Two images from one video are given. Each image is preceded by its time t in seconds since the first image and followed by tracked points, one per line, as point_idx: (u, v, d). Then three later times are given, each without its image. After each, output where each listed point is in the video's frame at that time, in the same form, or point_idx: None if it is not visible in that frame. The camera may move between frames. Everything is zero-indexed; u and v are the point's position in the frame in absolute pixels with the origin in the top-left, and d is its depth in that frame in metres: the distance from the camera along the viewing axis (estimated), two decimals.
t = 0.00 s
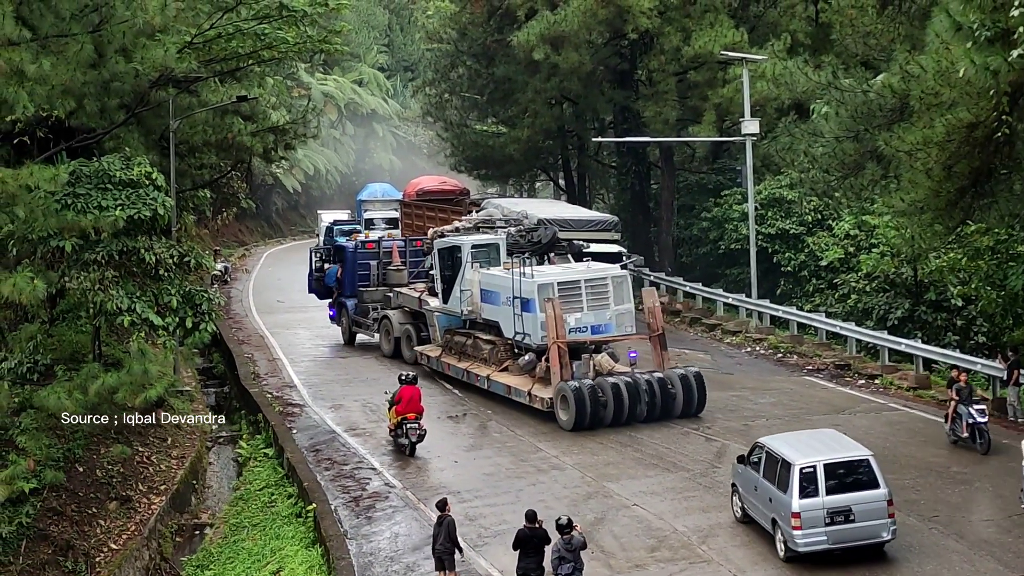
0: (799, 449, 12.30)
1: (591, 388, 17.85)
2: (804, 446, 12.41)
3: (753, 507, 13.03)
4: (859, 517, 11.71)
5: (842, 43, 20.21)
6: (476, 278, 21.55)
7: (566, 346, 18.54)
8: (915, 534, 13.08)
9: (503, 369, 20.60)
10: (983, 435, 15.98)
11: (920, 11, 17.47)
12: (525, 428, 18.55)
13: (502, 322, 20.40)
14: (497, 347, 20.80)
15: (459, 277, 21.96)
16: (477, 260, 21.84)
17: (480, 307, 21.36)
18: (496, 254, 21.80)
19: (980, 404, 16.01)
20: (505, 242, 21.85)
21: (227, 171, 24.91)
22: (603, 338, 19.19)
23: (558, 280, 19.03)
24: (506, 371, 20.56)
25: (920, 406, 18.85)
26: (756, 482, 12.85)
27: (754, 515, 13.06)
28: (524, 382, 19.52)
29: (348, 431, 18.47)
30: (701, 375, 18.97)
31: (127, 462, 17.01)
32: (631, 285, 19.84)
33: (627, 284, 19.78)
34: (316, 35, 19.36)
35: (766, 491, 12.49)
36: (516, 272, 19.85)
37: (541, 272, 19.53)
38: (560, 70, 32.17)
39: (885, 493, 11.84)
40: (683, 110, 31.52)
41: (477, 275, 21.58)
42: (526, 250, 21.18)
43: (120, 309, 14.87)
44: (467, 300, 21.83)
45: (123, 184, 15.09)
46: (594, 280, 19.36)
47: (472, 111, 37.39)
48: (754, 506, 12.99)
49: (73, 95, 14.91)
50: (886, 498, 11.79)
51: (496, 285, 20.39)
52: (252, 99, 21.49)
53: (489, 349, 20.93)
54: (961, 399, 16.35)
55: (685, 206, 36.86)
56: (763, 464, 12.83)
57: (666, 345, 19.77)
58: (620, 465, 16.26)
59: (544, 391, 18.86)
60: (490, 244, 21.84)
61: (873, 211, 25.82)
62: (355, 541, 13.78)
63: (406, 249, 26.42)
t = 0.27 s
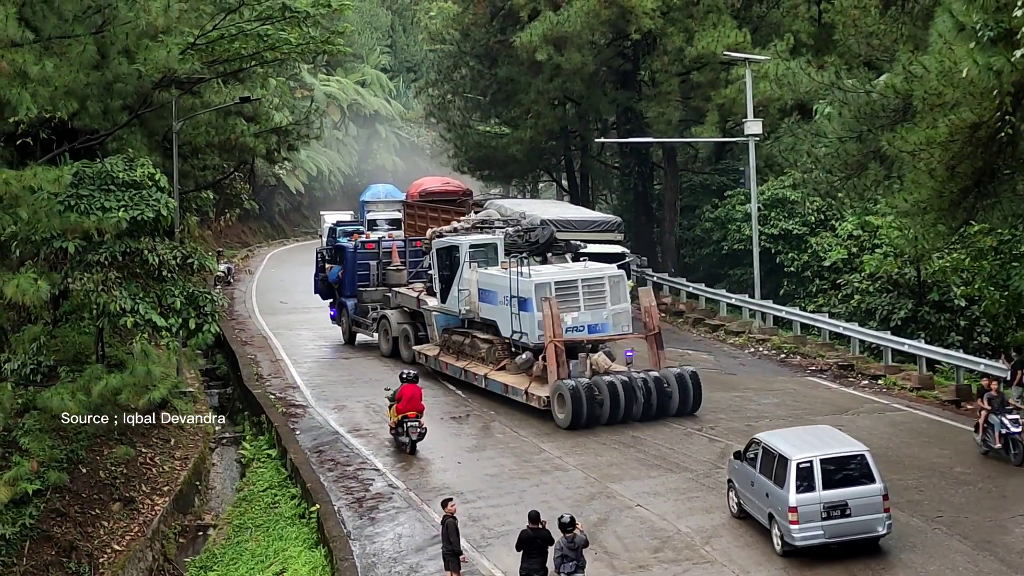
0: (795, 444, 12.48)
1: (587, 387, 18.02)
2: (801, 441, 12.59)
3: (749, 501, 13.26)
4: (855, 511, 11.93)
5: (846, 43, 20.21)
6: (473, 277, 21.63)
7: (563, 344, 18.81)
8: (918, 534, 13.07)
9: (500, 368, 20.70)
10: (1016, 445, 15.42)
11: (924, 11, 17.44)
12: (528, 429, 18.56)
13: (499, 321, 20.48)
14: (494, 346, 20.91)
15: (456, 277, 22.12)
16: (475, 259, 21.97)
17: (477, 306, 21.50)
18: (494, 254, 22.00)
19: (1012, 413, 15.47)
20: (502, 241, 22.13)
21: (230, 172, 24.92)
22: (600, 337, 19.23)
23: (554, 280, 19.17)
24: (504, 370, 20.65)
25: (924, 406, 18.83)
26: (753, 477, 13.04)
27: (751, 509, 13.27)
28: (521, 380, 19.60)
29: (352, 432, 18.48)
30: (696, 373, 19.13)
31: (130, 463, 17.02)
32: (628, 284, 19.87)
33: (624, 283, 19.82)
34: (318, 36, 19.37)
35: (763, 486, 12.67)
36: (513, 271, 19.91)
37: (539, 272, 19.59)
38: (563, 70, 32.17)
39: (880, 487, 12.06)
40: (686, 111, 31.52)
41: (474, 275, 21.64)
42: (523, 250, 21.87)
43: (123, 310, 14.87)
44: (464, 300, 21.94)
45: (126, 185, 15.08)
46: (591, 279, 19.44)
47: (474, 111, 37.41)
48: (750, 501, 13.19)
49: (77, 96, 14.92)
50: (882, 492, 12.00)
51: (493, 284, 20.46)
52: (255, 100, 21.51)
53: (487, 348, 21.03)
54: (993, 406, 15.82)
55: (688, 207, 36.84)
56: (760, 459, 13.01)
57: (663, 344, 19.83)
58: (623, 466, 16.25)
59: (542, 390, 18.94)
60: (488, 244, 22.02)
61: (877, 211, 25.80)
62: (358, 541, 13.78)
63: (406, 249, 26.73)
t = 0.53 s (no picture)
0: (791, 441, 12.61)
1: (583, 386, 18.16)
2: (797, 439, 12.72)
3: (745, 499, 13.39)
4: (851, 507, 12.03)
5: (848, 44, 20.21)
6: (470, 277, 21.84)
7: (560, 345, 18.89)
8: (921, 535, 13.06)
9: (497, 368, 20.92)
10: None
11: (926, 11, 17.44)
12: (530, 430, 18.56)
13: (496, 322, 20.72)
14: (492, 346, 21.14)
15: (454, 277, 22.34)
16: (472, 260, 22.25)
17: (475, 306, 21.69)
18: (491, 254, 22.31)
19: None
20: (499, 241, 22.44)
21: (233, 174, 24.92)
22: (596, 337, 19.44)
23: (551, 280, 19.34)
24: (500, 369, 20.89)
25: (926, 407, 18.83)
26: (749, 474, 13.19)
27: (748, 508, 13.38)
28: (517, 380, 19.85)
29: (354, 434, 18.48)
30: (692, 373, 19.29)
31: (132, 465, 17.02)
32: (623, 284, 20.06)
33: (620, 283, 19.99)
34: (320, 37, 19.39)
35: (760, 482, 12.81)
36: (510, 271, 20.14)
37: (535, 272, 19.77)
38: (565, 71, 32.17)
39: (876, 484, 12.17)
40: (688, 112, 31.56)
41: (471, 275, 21.91)
42: (520, 250, 22.06)
43: (126, 312, 14.88)
44: (462, 299, 22.17)
45: (129, 187, 15.10)
46: (587, 280, 19.61)
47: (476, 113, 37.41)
48: (747, 498, 13.34)
49: (79, 98, 14.92)
50: (877, 488, 12.11)
51: (490, 284, 20.70)
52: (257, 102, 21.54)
53: (484, 348, 21.27)
54: None
55: (690, 208, 36.84)
56: (756, 456, 13.17)
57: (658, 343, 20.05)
58: (626, 467, 16.25)
59: (538, 389, 19.17)
60: (485, 244, 22.32)
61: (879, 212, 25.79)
62: (361, 543, 13.78)
63: (405, 249, 26.95)
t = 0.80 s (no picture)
0: (789, 438, 12.74)
1: (581, 386, 18.34)
2: (794, 435, 12.85)
3: (744, 495, 13.53)
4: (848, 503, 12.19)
5: (852, 46, 20.22)
6: (469, 278, 22.09)
7: (558, 344, 19.16)
8: (925, 537, 13.05)
9: (496, 368, 21.11)
10: None
11: (930, 12, 17.44)
12: (534, 431, 18.56)
13: (495, 322, 20.91)
14: (491, 346, 21.30)
15: (453, 277, 22.52)
16: (472, 260, 22.45)
17: (474, 306, 21.85)
18: (491, 254, 22.52)
19: None
20: (499, 242, 22.63)
21: (237, 175, 24.94)
22: (594, 337, 19.57)
23: (549, 280, 19.52)
24: (499, 369, 21.05)
25: (930, 408, 18.83)
26: (747, 470, 13.33)
27: (746, 505, 13.52)
28: (516, 380, 20.06)
29: (359, 436, 18.48)
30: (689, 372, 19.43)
31: (137, 467, 17.03)
32: (622, 285, 20.16)
33: (618, 284, 20.08)
34: (324, 39, 19.43)
35: (758, 478, 12.95)
36: (509, 272, 20.33)
37: (534, 272, 19.92)
38: (569, 73, 32.19)
39: (873, 480, 12.33)
40: (692, 114, 31.61)
41: (470, 276, 22.10)
42: (520, 251, 22.19)
43: (130, 314, 14.88)
44: (461, 300, 22.37)
45: (133, 189, 15.11)
46: (585, 280, 19.73)
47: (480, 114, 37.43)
48: (744, 493, 13.49)
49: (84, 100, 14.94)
50: (875, 484, 12.27)
51: (489, 285, 20.88)
52: (261, 103, 21.59)
53: (483, 348, 21.45)
54: None
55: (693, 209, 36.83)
56: (754, 452, 13.31)
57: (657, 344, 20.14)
58: (630, 468, 16.25)
59: (536, 389, 19.37)
60: (485, 245, 22.53)
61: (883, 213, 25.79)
62: (365, 545, 13.78)
63: (407, 250, 27.09)
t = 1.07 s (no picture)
0: (788, 434, 13.06)
1: (581, 384, 18.49)
2: (793, 432, 13.17)
3: (742, 492, 13.83)
4: (846, 498, 12.47)
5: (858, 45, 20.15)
6: (470, 278, 22.19)
7: (558, 344, 19.42)
8: (932, 537, 13.05)
9: (497, 366, 21.30)
10: None
11: (936, 13, 17.41)
12: (541, 431, 18.57)
13: (496, 321, 21.05)
14: (492, 345, 21.51)
15: (454, 277, 22.65)
16: (473, 260, 22.54)
17: (476, 306, 22.00)
18: (492, 254, 22.62)
19: None
20: (500, 242, 22.75)
21: (243, 176, 24.96)
22: (594, 336, 19.75)
23: (550, 279, 19.67)
24: (500, 368, 21.25)
25: (937, 409, 18.80)
26: (746, 466, 13.64)
27: (745, 502, 13.79)
28: (516, 378, 20.27)
29: (365, 436, 18.48)
30: (688, 371, 19.62)
31: (143, 468, 17.06)
32: (622, 284, 20.34)
33: (618, 283, 20.26)
34: (330, 41, 19.46)
35: (757, 474, 13.26)
36: (509, 271, 20.46)
37: (535, 271, 20.10)
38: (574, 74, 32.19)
39: (870, 475, 12.62)
40: (698, 114, 31.63)
41: (472, 275, 22.25)
42: (521, 251, 22.28)
43: (137, 315, 14.90)
44: (463, 299, 22.44)
45: (139, 190, 15.10)
46: (586, 279, 19.93)
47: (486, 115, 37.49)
48: (742, 489, 13.80)
49: (90, 101, 14.94)
50: (872, 479, 12.56)
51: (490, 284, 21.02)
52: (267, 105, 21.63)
53: (484, 347, 21.65)
54: None
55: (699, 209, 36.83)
56: (752, 449, 13.62)
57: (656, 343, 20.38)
58: (637, 470, 16.24)
59: (536, 387, 19.54)
60: (486, 245, 22.65)
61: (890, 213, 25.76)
62: (371, 545, 13.79)
63: (410, 250, 27.33)
